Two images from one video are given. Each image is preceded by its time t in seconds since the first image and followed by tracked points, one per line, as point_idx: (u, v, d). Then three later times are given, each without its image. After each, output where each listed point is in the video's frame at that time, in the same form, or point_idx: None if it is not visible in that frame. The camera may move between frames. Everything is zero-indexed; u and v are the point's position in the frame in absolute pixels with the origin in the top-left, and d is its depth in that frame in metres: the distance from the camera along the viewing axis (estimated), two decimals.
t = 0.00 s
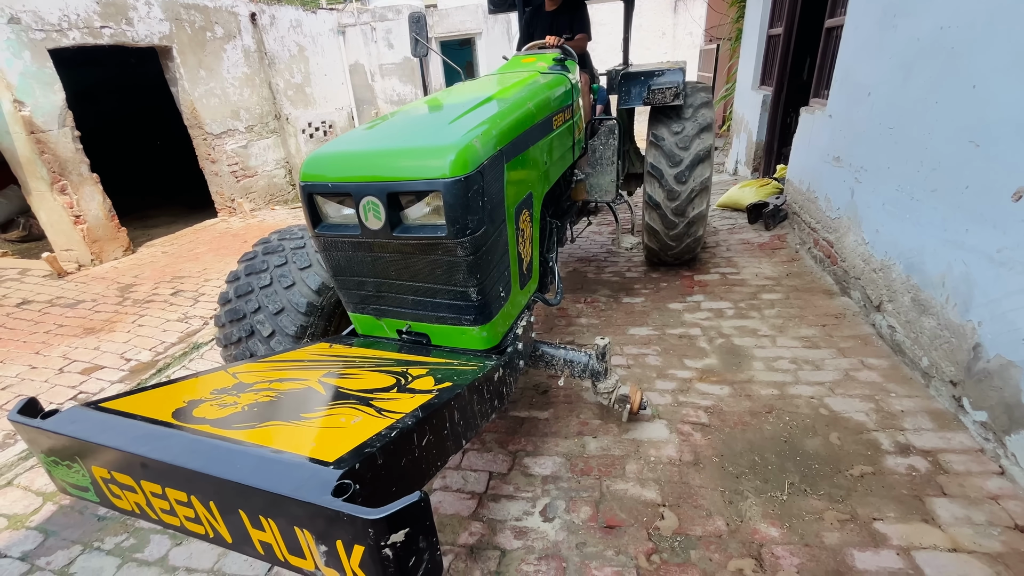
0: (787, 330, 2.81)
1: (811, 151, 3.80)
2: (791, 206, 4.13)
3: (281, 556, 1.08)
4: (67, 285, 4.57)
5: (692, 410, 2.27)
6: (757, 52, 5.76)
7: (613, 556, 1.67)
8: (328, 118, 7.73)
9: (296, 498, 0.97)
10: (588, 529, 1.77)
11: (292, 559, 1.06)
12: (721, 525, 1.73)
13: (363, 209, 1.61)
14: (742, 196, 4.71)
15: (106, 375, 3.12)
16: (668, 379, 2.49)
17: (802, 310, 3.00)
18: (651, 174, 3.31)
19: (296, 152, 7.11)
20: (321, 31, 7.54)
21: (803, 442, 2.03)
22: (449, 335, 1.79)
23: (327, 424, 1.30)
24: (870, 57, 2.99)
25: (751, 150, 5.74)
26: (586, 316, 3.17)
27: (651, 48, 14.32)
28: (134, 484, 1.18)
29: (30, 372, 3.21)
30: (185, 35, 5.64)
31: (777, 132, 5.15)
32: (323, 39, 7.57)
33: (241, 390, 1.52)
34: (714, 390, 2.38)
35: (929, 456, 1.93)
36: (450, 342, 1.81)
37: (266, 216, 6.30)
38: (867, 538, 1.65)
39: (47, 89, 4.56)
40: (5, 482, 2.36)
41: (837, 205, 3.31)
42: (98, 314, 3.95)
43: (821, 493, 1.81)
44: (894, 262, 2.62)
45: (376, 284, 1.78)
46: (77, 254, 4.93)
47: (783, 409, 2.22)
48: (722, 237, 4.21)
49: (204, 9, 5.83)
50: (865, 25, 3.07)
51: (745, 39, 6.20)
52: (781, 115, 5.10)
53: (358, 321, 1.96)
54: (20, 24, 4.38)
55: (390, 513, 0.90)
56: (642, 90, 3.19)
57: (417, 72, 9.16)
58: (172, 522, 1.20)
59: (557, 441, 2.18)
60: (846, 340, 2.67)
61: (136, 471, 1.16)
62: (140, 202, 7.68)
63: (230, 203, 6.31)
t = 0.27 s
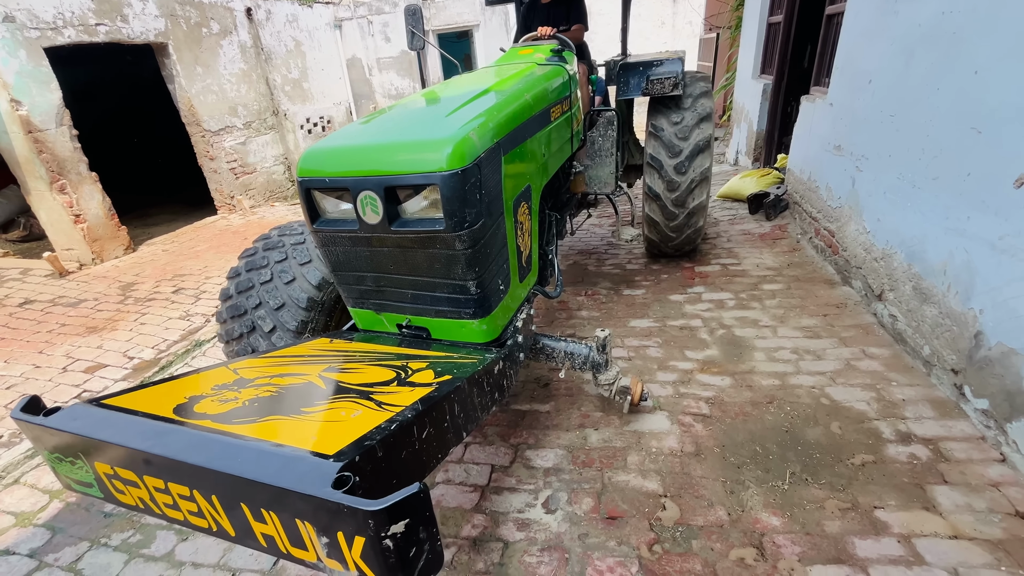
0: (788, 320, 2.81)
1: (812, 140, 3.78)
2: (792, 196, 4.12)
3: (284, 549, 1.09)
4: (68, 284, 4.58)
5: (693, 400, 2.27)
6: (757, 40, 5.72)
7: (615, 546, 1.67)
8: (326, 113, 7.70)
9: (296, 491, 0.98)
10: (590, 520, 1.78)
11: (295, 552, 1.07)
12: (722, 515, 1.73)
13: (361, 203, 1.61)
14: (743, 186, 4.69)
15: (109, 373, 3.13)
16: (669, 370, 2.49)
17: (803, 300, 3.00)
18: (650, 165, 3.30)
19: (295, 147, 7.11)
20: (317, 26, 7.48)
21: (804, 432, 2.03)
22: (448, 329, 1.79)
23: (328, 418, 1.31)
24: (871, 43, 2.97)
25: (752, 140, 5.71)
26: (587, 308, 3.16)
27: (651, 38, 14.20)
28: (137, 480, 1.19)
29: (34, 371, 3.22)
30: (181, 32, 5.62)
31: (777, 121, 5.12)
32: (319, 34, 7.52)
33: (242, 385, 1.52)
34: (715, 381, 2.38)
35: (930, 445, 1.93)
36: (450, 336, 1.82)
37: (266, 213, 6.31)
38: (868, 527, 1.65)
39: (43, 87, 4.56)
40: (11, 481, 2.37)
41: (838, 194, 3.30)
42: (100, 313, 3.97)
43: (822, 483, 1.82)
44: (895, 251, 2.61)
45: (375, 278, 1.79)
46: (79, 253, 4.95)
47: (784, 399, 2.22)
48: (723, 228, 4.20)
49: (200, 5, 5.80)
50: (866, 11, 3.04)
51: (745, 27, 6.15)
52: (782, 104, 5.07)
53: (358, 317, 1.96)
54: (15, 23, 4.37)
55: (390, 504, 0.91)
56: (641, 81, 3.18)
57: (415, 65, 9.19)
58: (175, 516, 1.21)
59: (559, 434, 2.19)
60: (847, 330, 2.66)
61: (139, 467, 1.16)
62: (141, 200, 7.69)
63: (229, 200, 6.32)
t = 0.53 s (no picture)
0: (785, 303, 2.82)
1: (805, 122, 3.77)
2: (786, 179, 4.12)
3: (290, 539, 1.10)
4: (62, 287, 4.57)
5: (691, 385, 2.28)
6: (748, 23, 5.69)
7: (617, 530, 1.69)
8: (317, 109, 7.58)
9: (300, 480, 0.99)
10: (591, 505, 1.79)
11: (300, 541, 1.08)
12: (722, 496, 1.75)
13: (354, 195, 1.61)
14: (737, 171, 4.69)
15: (107, 375, 3.13)
16: (667, 356, 2.50)
17: (799, 282, 3.01)
18: (644, 151, 3.29)
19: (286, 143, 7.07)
20: (304, 20, 7.39)
21: (802, 413, 2.05)
22: (447, 319, 1.80)
23: (329, 410, 1.31)
24: (862, 22, 2.96)
25: (745, 124, 5.70)
26: (584, 297, 3.17)
27: (642, 23, 14.07)
28: (140, 476, 1.19)
29: (31, 375, 3.22)
30: (166, 28, 5.56)
31: (771, 105, 5.12)
32: (307, 27, 7.44)
33: (242, 380, 1.53)
34: (712, 365, 2.40)
35: (926, 421, 1.95)
36: (448, 327, 1.82)
37: (259, 211, 6.29)
38: (865, 503, 1.67)
39: (28, 89, 4.51)
40: (12, 485, 2.38)
41: (832, 175, 3.30)
42: (95, 315, 3.96)
43: (820, 462, 1.83)
44: (890, 231, 2.62)
45: (371, 271, 1.78)
46: (71, 256, 4.92)
47: (782, 381, 2.24)
48: (717, 213, 4.20)
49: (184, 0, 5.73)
50: None
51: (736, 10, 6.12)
52: (775, 87, 5.06)
53: (355, 310, 1.96)
54: None
55: (393, 491, 0.92)
56: (633, 66, 3.16)
57: (406, 57, 9.03)
58: (180, 511, 1.22)
59: (559, 421, 2.20)
60: (843, 311, 2.68)
61: (141, 462, 1.17)
62: (132, 201, 7.65)
63: (222, 198, 6.31)
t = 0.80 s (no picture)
0: (764, 278, 2.86)
1: (776, 98, 3.81)
2: (760, 156, 4.16)
3: (278, 539, 1.10)
4: (32, 301, 4.46)
5: (675, 363, 2.32)
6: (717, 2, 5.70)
7: (609, 510, 1.72)
8: (287, 105, 7.24)
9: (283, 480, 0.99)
10: (582, 487, 1.82)
11: (289, 540, 1.09)
12: (709, 470, 1.79)
13: (326, 190, 1.59)
14: (713, 150, 4.72)
15: (84, 389, 3.08)
16: (651, 337, 2.53)
17: (777, 257, 3.06)
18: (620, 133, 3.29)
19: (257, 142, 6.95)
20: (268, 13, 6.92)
21: (784, 384, 2.10)
22: (428, 311, 1.80)
23: (311, 408, 1.31)
24: None
25: (719, 103, 5.73)
26: (567, 283, 3.18)
27: (613, 4, 13.96)
28: (120, 486, 1.19)
29: (5, 394, 3.15)
30: (121, 27, 5.42)
31: (743, 82, 5.16)
32: (272, 21, 6.99)
33: (221, 383, 1.51)
34: (696, 343, 2.43)
35: (902, 385, 2.01)
36: (430, 319, 1.82)
37: (232, 213, 6.22)
38: (846, 468, 1.72)
39: None
40: None
41: (805, 150, 3.34)
42: (68, 328, 3.88)
43: (803, 431, 1.88)
44: (861, 202, 2.67)
45: (349, 267, 1.78)
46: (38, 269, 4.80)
47: (763, 354, 2.28)
48: (695, 192, 4.23)
49: None
50: None
51: None
52: (746, 65, 5.09)
53: (335, 307, 1.95)
54: None
55: (376, 484, 0.92)
56: (604, 49, 3.15)
57: (376, 48, 8.84)
58: (164, 519, 1.21)
59: (547, 407, 2.22)
60: (820, 283, 2.73)
61: (120, 473, 1.16)
62: (101, 208, 7.49)
63: (194, 202, 6.22)
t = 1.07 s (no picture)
0: (720, 252, 2.96)
1: (718, 77, 3.92)
2: (707, 134, 4.28)
3: (258, 568, 1.08)
4: None
5: (645, 342, 2.38)
6: None
7: (594, 493, 1.76)
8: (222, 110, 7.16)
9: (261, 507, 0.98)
10: (566, 473, 1.85)
11: (269, 568, 1.07)
12: (686, 443, 1.85)
13: (275, 195, 1.55)
14: (661, 131, 4.83)
15: (23, 431, 2.91)
16: (619, 318, 2.59)
17: (731, 230, 3.17)
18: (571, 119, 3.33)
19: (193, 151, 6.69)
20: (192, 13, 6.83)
21: (748, 352, 2.19)
22: (395, 313, 1.79)
23: (281, 425, 1.29)
24: None
25: (663, 84, 5.84)
26: (532, 272, 3.20)
27: None
28: (72, 534, 1.14)
29: None
30: (27, 35, 5.14)
31: (684, 63, 5.27)
32: (196, 21, 6.90)
33: (177, 410, 1.47)
34: (662, 320, 2.50)
35: (855, 342, 2.13)
36: (398, 320, 1.81)
37: (172, 228, 6.03)
38: (812, 426, 1.82)
39: None
40: None
41: (748, 125, 3.46)
42: None
43: (769, 395, 1.97)
44: (804, 172, 2.79)
45: (308, 275, 1.74)
46: None
47: (726, 325, 2.37)
48: (648, 173, 4.33)
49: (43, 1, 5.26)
50: None
51: None
52: (686, 45, 5.20)
53: (297, 317, 1.92)
54: None
55: (361, 499, 0.92)
56: (549, 35, 3.18)
57: (313, 44, 8.57)
58: (126, 562, 1.17)
59: (524, 398, 2.25)
60: (773, 252, 2.85)
61: (72, 520, 1.11)
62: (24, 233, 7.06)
63: (129, 219, 5.95)
